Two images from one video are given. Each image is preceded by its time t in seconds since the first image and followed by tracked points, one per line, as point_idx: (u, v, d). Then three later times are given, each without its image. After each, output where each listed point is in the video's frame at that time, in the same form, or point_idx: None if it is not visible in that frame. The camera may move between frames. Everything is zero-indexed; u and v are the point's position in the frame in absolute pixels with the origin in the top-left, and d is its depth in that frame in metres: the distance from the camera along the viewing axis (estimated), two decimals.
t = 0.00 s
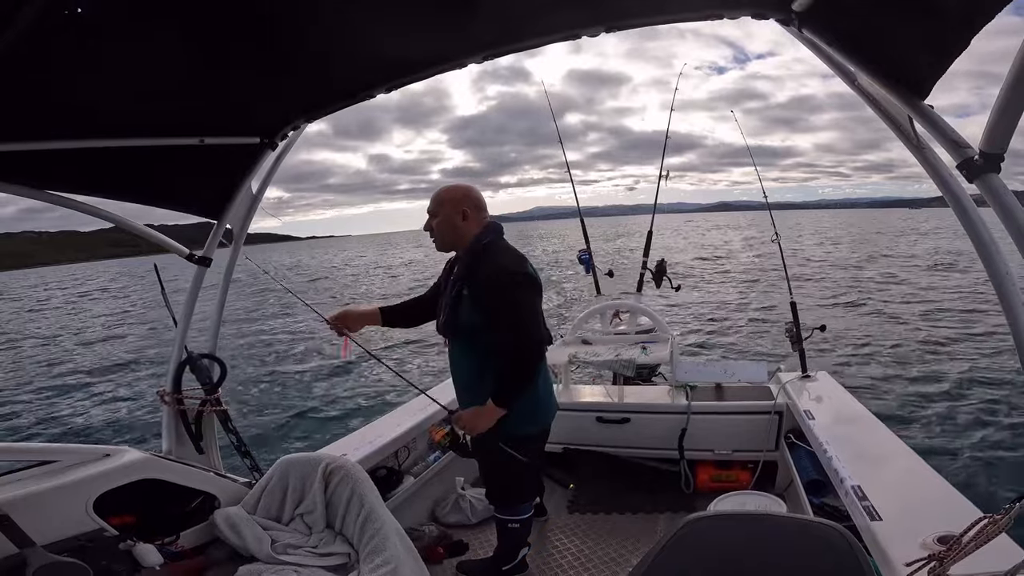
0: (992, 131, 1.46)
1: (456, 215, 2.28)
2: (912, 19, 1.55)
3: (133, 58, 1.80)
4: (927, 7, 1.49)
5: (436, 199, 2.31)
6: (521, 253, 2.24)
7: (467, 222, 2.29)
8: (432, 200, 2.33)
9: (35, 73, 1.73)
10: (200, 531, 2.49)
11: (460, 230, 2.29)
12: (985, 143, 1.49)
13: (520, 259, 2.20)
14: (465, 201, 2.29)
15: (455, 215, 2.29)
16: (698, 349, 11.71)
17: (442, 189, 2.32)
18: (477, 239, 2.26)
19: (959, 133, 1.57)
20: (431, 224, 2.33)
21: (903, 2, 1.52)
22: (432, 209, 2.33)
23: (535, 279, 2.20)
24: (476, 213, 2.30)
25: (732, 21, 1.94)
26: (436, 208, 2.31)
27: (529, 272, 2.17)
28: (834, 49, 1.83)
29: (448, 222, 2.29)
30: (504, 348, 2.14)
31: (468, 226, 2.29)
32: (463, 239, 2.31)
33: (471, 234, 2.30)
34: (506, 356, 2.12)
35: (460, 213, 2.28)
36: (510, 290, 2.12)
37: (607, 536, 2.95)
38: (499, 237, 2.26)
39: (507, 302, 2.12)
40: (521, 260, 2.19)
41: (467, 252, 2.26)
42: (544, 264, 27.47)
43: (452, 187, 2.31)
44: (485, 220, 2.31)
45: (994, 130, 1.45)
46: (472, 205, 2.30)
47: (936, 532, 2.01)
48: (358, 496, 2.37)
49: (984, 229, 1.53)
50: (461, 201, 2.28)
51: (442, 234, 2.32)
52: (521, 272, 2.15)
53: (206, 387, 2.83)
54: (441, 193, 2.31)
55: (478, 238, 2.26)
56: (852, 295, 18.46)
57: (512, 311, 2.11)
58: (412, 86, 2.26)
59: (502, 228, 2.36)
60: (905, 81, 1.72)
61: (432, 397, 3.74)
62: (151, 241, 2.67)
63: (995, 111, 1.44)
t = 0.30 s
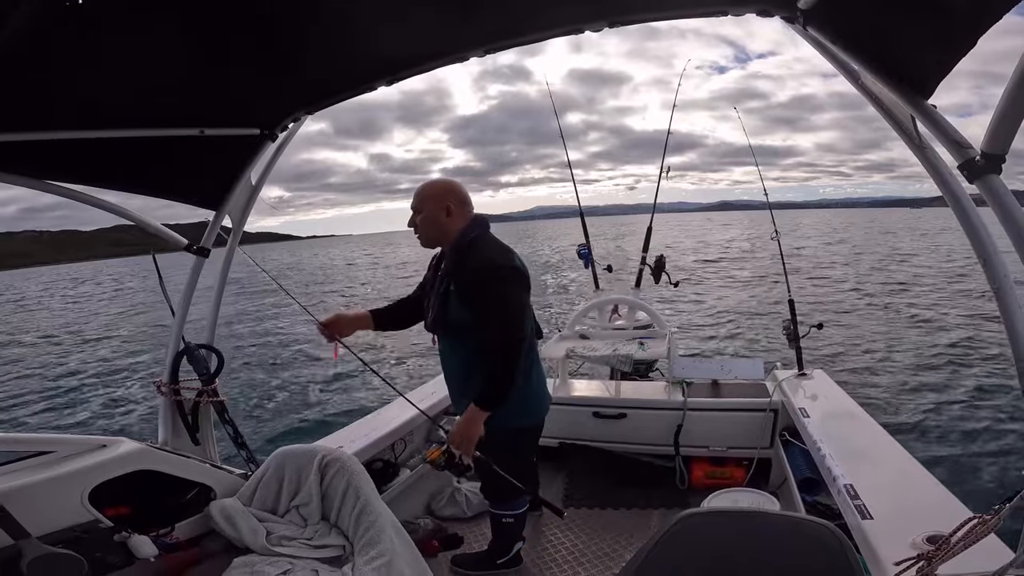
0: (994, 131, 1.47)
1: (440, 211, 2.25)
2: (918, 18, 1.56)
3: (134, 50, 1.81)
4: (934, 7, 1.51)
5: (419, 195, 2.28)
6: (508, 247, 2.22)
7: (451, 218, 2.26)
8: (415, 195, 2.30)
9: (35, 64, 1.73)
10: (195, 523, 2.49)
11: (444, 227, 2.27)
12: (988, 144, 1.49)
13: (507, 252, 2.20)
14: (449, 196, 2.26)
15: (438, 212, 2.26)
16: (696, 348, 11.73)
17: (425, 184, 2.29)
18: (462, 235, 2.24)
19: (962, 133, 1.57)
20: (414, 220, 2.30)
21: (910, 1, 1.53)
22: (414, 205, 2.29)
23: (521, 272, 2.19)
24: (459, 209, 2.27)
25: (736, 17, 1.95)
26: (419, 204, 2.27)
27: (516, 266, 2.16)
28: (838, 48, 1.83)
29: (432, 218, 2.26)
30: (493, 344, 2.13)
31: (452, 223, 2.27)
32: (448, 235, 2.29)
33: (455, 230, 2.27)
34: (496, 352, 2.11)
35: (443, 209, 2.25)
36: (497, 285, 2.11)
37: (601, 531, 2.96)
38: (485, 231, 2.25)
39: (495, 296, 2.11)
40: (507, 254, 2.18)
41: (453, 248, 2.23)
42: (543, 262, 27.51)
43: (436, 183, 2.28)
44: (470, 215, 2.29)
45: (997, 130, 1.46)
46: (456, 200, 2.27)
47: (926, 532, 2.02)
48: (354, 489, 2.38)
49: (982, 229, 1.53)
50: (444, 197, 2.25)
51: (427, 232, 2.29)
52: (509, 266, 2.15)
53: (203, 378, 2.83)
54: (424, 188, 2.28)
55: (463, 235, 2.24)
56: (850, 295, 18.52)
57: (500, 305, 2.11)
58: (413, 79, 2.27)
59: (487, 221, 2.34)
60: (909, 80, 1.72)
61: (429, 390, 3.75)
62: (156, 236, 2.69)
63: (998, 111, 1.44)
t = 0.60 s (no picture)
0: (994, 131, 1.47)
1: (436, 211, 2.26)
2: (919, 18, 1.56)
3: (134, 49, 1.81)
4: (934, 8, 1.51)
5: (415, 195, 2.29)
6: (504, 246, 2.22)
7: (447, 218, 2.26)
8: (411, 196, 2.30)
9: (35, 63, 1.73)
10: (193, 522, 2.48)
11: (441, 227, 2.27)
12: (987, 144, 1.50)
13: (503, 251, 2.20)
14: (446, 195, 2.25)
15: (434, 212, 2.26)
16: (695, 347, 11.74)
17: (422, 184, 2.29)
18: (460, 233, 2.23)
19: (961, 133, 1.58)
20: (412, 220, 2.30)
21: (909, 1, 1.53)
22: (410, 206, 2.30)
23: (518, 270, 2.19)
24: (455, 208, 2.27)
25: (737, 17, 1.95)
26: (417, 204, 2.27)
27: (512, 264, 2.16)
28: (838, 48, 1.83)
29: (428, 217, 2.26)
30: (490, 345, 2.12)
31: (449, 222, 2.27)
32: (445, 234, 2.29)
33: (451, 230, 2.27)
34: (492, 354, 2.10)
35: (440, 209, 2.25)
36: (493, 283, 2.11)
37: (599, 530, 2.96)
38: (481, 230, 2.24)
39: (491, 295, 2.11)
40: (503, 253, 2.17)
41: (449, 248, 2.23)
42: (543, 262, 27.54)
43: (432, 182, 2.28)
44: (467, 214, 2.28)
45: (996, 130, 1.46)
46: (452, 200, 2.27)
47: (924, 532, 2.03)
48: (353, 487, 2.38)
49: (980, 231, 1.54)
50: (440, 196, 2.25)
51: (424, 232, 2.30)
52: (504, 265, 2.14)
53: (201, 376, 2.83)
54: (421, 188, 2.28)
55: (459, 234, 2.24)
56: (848, 295, 18.54)
57: (495, 304, 2.10)
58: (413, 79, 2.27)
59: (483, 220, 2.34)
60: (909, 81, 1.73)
61: (428, 389, 3.75)
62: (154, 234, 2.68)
63: (997, 111, 1.45)
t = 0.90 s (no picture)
0: (993, 130, 1.46)
1: (437, 215, 2.26)
2: (917, 19, 1.56)
3: (135, 50, 1.80)
4: (932, 8, 1.51)
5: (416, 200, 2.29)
6: (504, 248, 2.21)
7: (447, 222, 2.26)
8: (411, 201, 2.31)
9: (34, 65, 1.72)
10: (196, 526, 2.48)
11: (442, 232, 2.28)
12: (986, 143, 1.49)
13: (504, 253, 2.19)
14: (446, 200, 2.25)
15: (435, 217, 2.26)
16: (695, 347, 11.73)
17: (422, 189, 2.30)
18: (460, 238, 2.23)
19: (960, 133, 1.57)
20: (413, 225, 2.31)
21: (908, 1, 1.53)
22: (411, 211, 2.31)
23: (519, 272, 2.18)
24: (456, 213, 2.27)
25: (735, 17, 1.94)
26: (417, 208, 2.28)
27: (513, 266, 2.15)
28: (836, 48, 1.83)
29: (429, 221, 2.27)
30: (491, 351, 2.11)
31: (450, 227, 2.27)
32: (446, 239, 2.29)
33: (453, 235, 2.27)
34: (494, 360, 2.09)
35: (441, 214, 2.26)
36: (494, 286, 2.10)
37: (603, 532, 2.96)
38: (482, 233, 2.24)
39: (492, 298, 2.10)
40: (504, 255, 2.17)
41: (450, 252, 2.23)
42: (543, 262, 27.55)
43: (432, 186, 2.28)
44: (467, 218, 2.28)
45: (995, 129, 1.46)
46: (453, 204, 2.27)
47: (928, 531, 2.02)
48: (355, 491, 2.38)
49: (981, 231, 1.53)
50: (440, 201, 2.26)
51: (426, 238, 2.30)
52: (505, 266, 2.14)
53: (203, 381, 2.84)
54: (421, 193, 2.29)
55: (460, 238, 2.24)
56: (848, 295, 18.53)
57: (496, 307, 2.09)
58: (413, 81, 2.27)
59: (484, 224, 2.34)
60: (907, 81, 1.72)
61: (429, 392, 3.76)
62: (154, 238, 2.68)
63: (995, 111, 1.44)
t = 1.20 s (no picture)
0: (993, 130, 1.46)
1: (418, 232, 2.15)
2: (916, 18, 1.56)
3: (136, 51, 1.80)
4: (931, 7, 1.50)
5: (395, 215, 2.17)
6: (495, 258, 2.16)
7: (431, 238, 2.15)
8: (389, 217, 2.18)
9: (34, 65, 1.72)
10: (198, 528, 2.49)
11: (424, 249, 2.18)
12: (986, 141, 1.49)
13: (496, 264, 2.14)
14: (426, 216, 2.15)
15: (416, 234, 2.16)
16: (697, 347, 11.72)
17: (399, 204, 2.18)
18: (447, 256, 2.15)
19: (960, 133, 1.57)
20: (393, 244, 2.19)
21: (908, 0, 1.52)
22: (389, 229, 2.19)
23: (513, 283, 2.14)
24: (438, 227, 2.17)
25: (734, 17, 1.93)
26: (395, 227, 2.17)
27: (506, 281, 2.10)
28: (835, 47, 1.82)
29: (410, 240, 2.16)
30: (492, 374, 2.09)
31: (435, 244, 2.17)
32: (430, 256, 2.19)
33: (438, 250, 2.18)
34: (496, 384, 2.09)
35: (423, 230, 2.15)
36: (492, 304, 2.06)
37: (605, 532, 2.96)
38: (470, 246, 2.17)
39: (492, 314, 2.06)
40: (497, 268, 2.12)
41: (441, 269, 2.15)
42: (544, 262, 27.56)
43: (410, 200, 2.17)
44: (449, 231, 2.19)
45: (995, 127, 1.45)
46: (433, 219, 2.16)
47: (931, 530, 2.02)
48: (357, 492, 2.38)
49: (982, 229, 1.53)
50: (421, 216, 2.15)
51: (408, 257, 2.19)
52: (498, 281, 2.09)
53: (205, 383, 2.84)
54: (399, 209, 2.17)
55: (448, 253, 2.15)
56: (850, 294, 18.52)
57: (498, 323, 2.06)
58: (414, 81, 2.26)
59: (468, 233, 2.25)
60: (907, 80, 1.72)
61: (430, 393, 3.76)
62: (154, 239, 2.68)
63: (994, 110, 1.44)
